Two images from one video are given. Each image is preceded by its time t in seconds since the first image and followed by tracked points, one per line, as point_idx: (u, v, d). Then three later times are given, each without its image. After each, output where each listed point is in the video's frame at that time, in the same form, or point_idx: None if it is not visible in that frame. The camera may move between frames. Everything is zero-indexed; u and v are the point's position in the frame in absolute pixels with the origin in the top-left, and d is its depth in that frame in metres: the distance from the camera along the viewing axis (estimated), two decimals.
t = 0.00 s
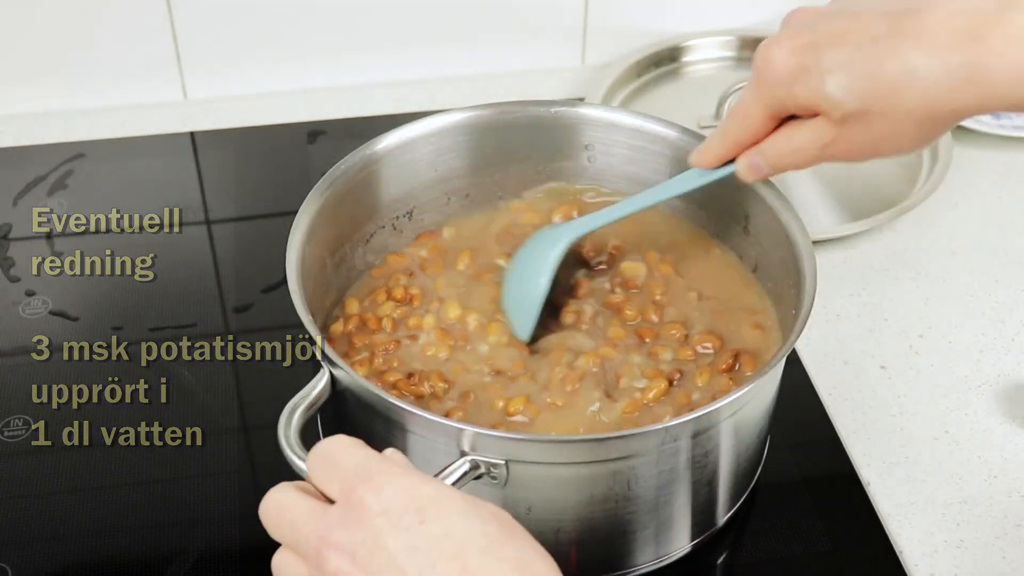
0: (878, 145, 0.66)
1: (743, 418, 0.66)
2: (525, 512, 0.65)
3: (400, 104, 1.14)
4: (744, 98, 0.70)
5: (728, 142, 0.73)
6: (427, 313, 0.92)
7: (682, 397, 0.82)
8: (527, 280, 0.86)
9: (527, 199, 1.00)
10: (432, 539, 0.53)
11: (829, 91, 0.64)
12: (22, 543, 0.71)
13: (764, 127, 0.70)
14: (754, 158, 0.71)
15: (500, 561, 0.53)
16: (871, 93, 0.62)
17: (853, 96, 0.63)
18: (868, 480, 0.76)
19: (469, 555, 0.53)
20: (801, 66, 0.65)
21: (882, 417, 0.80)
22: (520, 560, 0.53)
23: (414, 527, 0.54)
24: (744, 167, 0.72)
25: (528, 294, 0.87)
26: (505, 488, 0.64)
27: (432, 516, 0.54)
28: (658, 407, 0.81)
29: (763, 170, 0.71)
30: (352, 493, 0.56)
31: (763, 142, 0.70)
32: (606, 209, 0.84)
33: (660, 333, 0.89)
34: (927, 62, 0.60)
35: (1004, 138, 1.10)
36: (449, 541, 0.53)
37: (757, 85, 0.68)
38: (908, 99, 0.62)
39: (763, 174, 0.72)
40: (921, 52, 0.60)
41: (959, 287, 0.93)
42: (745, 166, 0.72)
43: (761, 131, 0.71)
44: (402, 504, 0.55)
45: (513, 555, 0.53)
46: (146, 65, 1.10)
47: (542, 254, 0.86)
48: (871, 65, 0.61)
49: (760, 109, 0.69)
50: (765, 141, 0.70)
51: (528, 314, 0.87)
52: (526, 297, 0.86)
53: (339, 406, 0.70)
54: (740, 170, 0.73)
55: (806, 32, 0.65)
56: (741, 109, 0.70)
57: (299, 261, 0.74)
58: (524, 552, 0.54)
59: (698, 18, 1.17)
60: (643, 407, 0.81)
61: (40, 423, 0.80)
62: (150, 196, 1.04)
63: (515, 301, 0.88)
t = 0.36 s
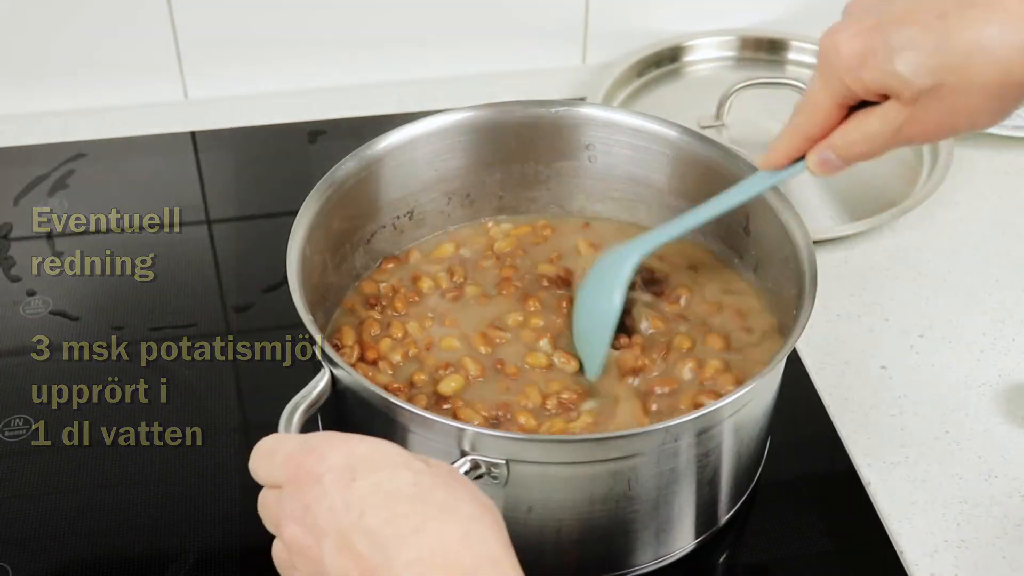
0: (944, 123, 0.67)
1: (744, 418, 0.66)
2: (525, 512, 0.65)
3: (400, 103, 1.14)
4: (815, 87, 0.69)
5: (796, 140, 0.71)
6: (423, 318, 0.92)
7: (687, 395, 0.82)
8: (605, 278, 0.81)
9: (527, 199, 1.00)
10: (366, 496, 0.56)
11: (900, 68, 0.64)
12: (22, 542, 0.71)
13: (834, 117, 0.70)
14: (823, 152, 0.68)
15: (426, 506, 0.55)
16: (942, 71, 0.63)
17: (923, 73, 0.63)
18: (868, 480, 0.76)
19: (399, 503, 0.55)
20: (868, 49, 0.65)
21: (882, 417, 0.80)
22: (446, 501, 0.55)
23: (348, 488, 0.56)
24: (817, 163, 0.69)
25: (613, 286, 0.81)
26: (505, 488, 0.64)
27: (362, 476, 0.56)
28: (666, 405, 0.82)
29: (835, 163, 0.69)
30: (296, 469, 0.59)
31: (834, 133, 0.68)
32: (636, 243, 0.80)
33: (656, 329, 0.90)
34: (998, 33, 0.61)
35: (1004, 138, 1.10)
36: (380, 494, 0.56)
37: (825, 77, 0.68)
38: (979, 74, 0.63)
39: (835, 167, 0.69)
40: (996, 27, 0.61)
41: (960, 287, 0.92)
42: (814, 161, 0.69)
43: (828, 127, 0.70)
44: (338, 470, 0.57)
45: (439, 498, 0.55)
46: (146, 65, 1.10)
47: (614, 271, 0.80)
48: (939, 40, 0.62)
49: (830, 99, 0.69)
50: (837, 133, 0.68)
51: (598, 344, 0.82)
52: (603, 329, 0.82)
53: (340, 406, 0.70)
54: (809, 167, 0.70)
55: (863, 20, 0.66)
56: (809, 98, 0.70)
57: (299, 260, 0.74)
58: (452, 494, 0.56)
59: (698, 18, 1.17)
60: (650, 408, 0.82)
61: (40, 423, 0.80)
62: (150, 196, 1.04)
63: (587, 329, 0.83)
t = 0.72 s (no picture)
0: (936, 118, 0.60)
1: (744, 417, 0.66)
2: (524, 512, 0.65)
3: (401, 103, 1.14)
4: (777, 87, 0.62)
5: (757, 151, 0.65)
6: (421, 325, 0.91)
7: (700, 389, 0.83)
8: (554, 314, 0.77)
9: (527, 198, 1.00)
10: (341, 485, 0.54)
11: (883, 67, 0.57)
12: (22, 542, 0.71)
13: (804, 122, 0.63)
14: (789, 165, 0.63)
15: (402, 492, 0.53)
16: (931, 68, 0.56)
17: (910, 71, 0.56)
18: (868, 480, 0.76)
19: (374, 490, 0.54)
20: (846, 50, 0.58)
21: (883, 417, 0.80)
22: (422, 487, 0.54)
23: (324, 479, 0.55)
24: (779, 173, 0.63)
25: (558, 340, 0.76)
26: (505, 487, 0.63)
27: (337, 466, 0.55)
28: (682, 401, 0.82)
29: (802, 176, 0.63)
30: (278, 468, 0.58)
31: (801, 144, 0.62)
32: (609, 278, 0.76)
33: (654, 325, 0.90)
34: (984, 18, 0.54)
35: (1005, 138, 1.10)
36: (355, 482, 0.54)
37: (792, 79, 0.61)
38: (971, 71, 0.56)
39: (802, 181, 0.63)
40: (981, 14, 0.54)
41: (960, 287, 0.92)
42: (778, 175, 0.63)
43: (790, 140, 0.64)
44: (316, 461, 0.56)
45: (414, 485, 0.54)
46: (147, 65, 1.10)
47: (566, 309, 0.76)
48: (929, 35, 0.55)
49: (794, 103, 0.62)
50: (803, 143, 0.62)
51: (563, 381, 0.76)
52: (557, 368, 0.76)
53: (340, 405, 0.70)
54: (773, 179, 0.64)
55: (840, 17, 0.58)
56: (771, 97, 0.63)
57: (299, 260, 0.74)
58: (429, 481, 0.54)
59: (698, 18, 1.17)
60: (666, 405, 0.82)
61: (40, 423, 0.80)
62: (151, 196, 1.04)
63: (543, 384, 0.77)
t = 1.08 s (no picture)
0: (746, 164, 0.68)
1: (744, 417, 0.66)
2: (524, 512, 0.65)
3: (401, 103, 1.14)
4: (606, 126, 0.67)
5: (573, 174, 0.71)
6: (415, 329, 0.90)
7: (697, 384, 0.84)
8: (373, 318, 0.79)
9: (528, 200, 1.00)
10: (336, 493, 0.54)
11: (715, 125, 0.63)
12: (22, 543, 0.71)
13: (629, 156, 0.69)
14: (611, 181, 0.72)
15: (396, 499, 0.53)
16: (750, 135, 0.63)
17: (737, 133, 0.63)
18: (868, 480, 0.76)
19: (369, 498, 0.53)
20: (684, 105, 0.62)
21: (883, 416, 0.80)
22: (416, 492, 0.53)
23: (319, 487, 0.55)
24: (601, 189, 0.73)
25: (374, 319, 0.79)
26: (505, 488, 0.63)
27: (332, 474, 0.55)
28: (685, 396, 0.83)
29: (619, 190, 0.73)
30: (277, 476, 0.58)
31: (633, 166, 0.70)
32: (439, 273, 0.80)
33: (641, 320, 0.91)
34: (830, 80, 0.59)
35: (1005, 138, 1.10)
36: (350, 490, 0.54)
37: (627, 124, 0.65)
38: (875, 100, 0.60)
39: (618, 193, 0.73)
40: (811, 67, 0.59)
41: (959, 288, 0.92)
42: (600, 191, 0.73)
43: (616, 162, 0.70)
44: (311, 468, 0.56)
45: (408, 491, 0.53)
46: (146, 65, 1.10)
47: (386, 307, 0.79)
48: (759, 103, 0.61)
49: (625, 146, 0.67)
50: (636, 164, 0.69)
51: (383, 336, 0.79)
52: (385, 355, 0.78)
53: (340, 406, 0.70)
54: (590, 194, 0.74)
55: (684, 75, 0.62)
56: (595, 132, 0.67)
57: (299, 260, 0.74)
58: (423, 485, 0.54)
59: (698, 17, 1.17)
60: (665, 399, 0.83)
61: (40, 423, 0.80)
62: (150, 196, 1.04)
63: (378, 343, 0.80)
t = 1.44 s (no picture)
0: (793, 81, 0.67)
1: (745, 419, 0.66)
2: (522, 513, 0.65)
3: (400, 103, 1.14)
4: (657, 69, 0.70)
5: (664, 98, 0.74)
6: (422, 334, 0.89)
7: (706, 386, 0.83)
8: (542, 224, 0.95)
9: (530, 203, 1.00)
10: (343, 499, 0.54)
11: (733, 64, 0.64)
12: (23, 543, 0.71)
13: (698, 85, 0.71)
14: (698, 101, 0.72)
15: (405, 502, 0.53)
16: (775, 62, 0.63)
17: (760, 66, 0.63)
18: (868, 480, 0.76)
19: (377, 502, 0.53)
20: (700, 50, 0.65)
21: (882, 416, 0.80)
22: (424, 493, 0.53)
23: (325, 495, 0.55)
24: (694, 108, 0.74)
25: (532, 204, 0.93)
26: (503, 488, 0.63)
27: (337, 481, 0.55)
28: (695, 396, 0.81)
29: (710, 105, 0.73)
30: (281, 489, 0.58)
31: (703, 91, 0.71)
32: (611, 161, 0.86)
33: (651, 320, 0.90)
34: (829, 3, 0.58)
35: (1005, 138, 1.10)
36: (357, 495, 0.54)
37: (666, 71, 0.69)
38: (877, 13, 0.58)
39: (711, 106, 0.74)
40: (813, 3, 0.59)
41: (959, 288, 0.92)
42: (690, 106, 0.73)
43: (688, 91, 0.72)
44: (313, 477, 0.56)
45: (416, 493, 0.53)
46: (146, 66, 1.10)
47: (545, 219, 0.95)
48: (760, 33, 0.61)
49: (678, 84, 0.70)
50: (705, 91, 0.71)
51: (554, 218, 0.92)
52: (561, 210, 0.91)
53: (340, 405, 0.69)
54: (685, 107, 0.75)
55: (693, 31, 0.64)
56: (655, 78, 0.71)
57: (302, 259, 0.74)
58: (430, 485, 0.53)
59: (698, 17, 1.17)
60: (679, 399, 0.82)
61: (40, 423, 0.80)
62: (150, 196, 1.04)
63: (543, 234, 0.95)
